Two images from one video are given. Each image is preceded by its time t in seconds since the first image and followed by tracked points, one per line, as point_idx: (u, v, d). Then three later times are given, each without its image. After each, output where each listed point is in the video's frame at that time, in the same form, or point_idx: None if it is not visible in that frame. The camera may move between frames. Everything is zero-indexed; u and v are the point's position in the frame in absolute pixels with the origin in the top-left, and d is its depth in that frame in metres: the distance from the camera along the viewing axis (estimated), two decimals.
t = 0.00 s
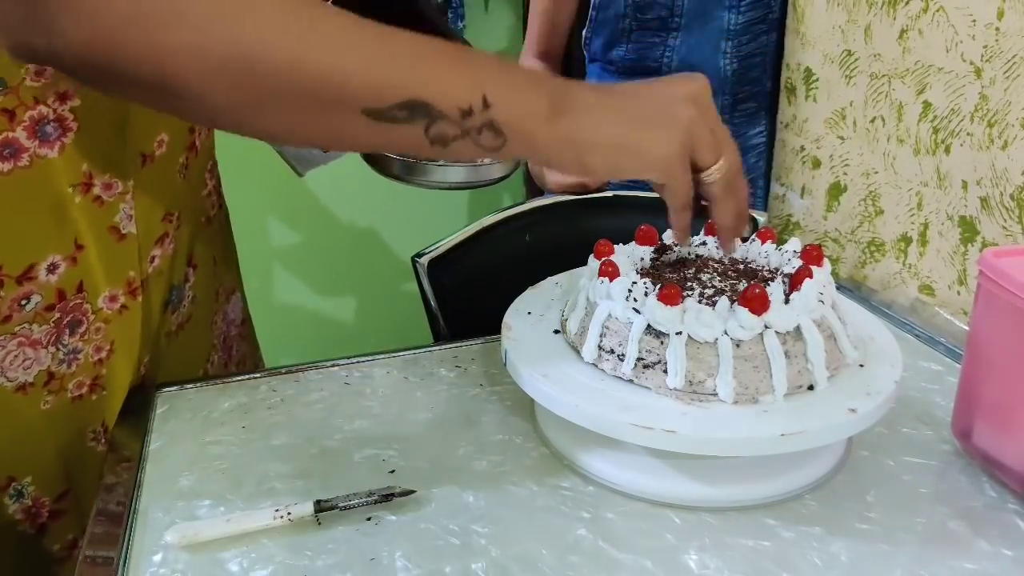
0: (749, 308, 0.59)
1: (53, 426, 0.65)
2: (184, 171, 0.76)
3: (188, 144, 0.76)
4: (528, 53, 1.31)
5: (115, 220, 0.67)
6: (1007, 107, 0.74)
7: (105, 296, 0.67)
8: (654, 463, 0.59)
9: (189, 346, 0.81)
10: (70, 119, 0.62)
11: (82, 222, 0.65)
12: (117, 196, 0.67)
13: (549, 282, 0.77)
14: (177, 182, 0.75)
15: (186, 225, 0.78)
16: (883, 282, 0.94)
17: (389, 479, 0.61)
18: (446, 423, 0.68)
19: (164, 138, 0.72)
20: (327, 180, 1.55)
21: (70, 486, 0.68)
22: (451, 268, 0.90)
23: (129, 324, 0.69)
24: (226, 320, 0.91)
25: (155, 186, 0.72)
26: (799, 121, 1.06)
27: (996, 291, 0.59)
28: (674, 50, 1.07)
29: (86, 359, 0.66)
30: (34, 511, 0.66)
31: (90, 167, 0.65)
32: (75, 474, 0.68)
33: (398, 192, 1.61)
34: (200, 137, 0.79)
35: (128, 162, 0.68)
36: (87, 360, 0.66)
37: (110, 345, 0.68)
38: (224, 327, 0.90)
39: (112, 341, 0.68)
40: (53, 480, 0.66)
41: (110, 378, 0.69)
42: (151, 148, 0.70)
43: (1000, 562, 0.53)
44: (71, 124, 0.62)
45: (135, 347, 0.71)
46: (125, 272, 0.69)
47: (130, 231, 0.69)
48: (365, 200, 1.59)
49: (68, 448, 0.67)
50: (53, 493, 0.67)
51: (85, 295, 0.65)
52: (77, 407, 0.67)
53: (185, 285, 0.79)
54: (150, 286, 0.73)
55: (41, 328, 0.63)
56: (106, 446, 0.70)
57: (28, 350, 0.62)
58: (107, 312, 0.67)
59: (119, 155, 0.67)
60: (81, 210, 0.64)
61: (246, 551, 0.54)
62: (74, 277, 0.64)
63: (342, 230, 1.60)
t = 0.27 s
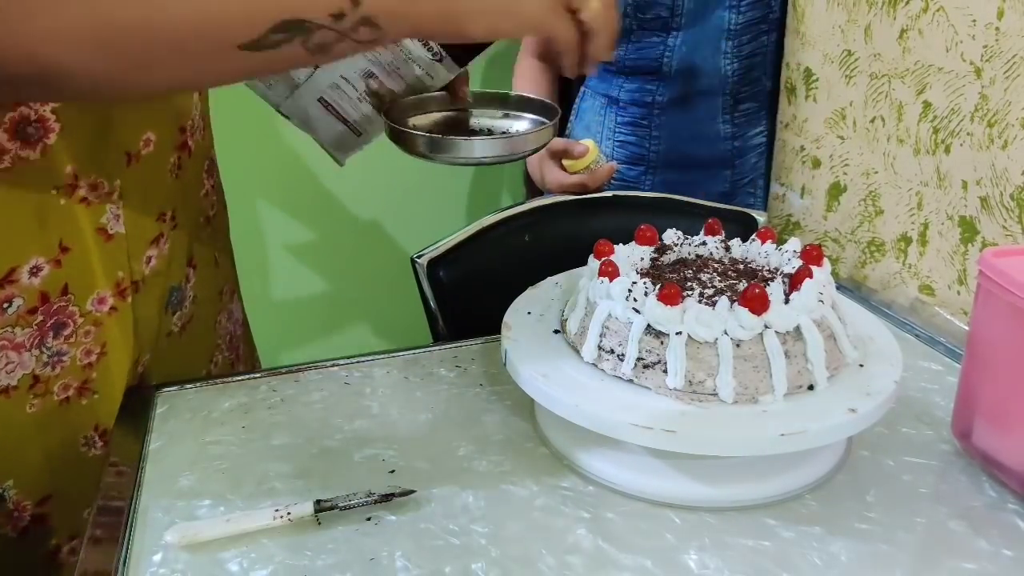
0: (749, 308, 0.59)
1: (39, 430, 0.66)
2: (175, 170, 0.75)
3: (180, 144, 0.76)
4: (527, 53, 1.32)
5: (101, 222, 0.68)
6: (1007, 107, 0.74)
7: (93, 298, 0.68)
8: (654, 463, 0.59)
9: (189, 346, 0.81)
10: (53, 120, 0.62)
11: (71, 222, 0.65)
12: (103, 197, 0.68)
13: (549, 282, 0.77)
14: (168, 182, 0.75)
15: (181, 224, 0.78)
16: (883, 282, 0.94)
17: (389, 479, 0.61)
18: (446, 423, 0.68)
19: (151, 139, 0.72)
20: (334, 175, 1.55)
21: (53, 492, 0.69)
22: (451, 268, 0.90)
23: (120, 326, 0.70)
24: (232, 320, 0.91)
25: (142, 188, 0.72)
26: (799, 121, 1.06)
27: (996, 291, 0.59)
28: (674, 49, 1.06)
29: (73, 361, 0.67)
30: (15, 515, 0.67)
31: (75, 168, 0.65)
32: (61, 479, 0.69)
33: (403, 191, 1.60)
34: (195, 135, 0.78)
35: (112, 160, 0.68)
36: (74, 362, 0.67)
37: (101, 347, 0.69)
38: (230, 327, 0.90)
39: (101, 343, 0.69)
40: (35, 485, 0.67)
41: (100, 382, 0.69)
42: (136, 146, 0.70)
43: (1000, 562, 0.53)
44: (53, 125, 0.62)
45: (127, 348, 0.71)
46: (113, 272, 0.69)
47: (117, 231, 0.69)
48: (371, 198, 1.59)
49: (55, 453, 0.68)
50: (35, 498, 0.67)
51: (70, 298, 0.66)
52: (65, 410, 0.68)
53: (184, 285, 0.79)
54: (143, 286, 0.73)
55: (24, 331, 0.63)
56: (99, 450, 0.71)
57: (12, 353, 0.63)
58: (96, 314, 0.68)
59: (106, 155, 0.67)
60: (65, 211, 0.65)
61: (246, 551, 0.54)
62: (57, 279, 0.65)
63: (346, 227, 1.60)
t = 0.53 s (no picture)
0: (749, 308, 0.59)
1: (26, 434, 0.67)
2: (164, 172, 0.75)
3: (173, 148, 0.76)
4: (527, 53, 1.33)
5: (93, 227, 0.67)
6: (1007, 106, 0.74)
7: (84, 301, 0.68)
8: (654, 463, 0.59)
9: (187, 347, 0.81)
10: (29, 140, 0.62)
11: (55, 227, 0.65)
12: (94, 202, 0.67)
13: (549, 282, 0.77)
14: (157, 183, 0.74)
15: (174, 226, 0.78)
16: (883, 282, 0.94)
17: (389, 479, 0.61)
18: (446, 423, 0.68)
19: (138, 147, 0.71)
20: (341, 166, 1.54)
21: (42, 493, 0.70)
22: (450, 267, 0.90)
23: (113, 332, 0.70)
24: (237, 322, 0.91)
25: (128, 193, 0.71)
26: (799, 121, 1.06)
27: (996, 291, 0.59)
28: (674, 49, 1.08)
29: (63, 365, 0.67)
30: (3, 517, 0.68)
31: (62, 170, 0.64)
32: (50, 480, 0.70)
33: (408, 188, 1.60)
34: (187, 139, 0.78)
35: (99, 161, 0.67)
36: (65, 366, 0.67)
37: (92, 350, 0.69)
38: (234, 327, 0.91)
39: (92, 346, 0.69)
40: (22, 487, 0.68)
41: (90, 385, 0.70)
42: (125, 150, 0.70)
43: (1000, 562, 0.53)
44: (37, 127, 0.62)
45: (122, 349, 0.71)
46: (105, 276, 0.69)
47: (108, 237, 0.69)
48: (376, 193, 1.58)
49: (46, 456, 0.69)
50: (24, 500, 0.69)
51: (60, 301, 0.66)
52: (55, 414, 0.68)
53: (179, 288, 0.79)
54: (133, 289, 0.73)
55: (9, 335, 0.63)
56: (90, 449, 0.72)
57: None
58: (87, 318, 0.68)
59: (95, 159, 0.66)
60: (53, 214, 0.65)
61: (246, 551, 0.54)
62: (45, 283, 0.65)
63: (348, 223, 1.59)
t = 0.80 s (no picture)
0: (749, 308, 0.59)
1: (27, 447, 0.66)
2: (175, 180, 0.75)
3: (183, 154, 0.75)
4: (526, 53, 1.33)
5: (98, 234, 0.66)
6: (1007, 106, 0.74)
7: (88, 309, 0.67)
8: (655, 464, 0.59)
9: (192, 348, 0.81)
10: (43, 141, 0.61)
11: (63, 233, 0.64)
12: (99, 208, 0.66)
13: (549, 282, 0.77)
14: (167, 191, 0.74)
15: (183, 230, 0.77)
16: (883, 282, 0.94)
17: (389, 479, 0.61)
18: (446, 423, 0.68)
19: (147, 153, 0.70)
20: (354, 163, 1.51)
21: (51, 507, 0.69)
22: (450, 268, 0.90)
23: (116, 340, 0.69)
24: (240, 324, 0.90)
25: (140, 199, 0.71)
26: (798, 121, 1.06)
27: (996, 291, 0.59)
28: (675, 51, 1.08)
29: (67, 374, 0.67)
30: (10, 530, 0.68)
31: (68, 177, 0.64)
32: (57, 494, 0.69)
33: (422, 186, 1.58)
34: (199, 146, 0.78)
35: (113, 167, 0.67)
36: (69, 375, 0.67)
37: (97, 359, 0.68)
38: (237, 330, 0.90)
39: (98, 354, 0.68)
40: (29, 502, 0.68)
41: (96, 395, 0.69)
42: (134, 156, 0.69)
43: (1001, 562, 0.53)
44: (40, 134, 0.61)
45: (127, 356, 0.70)
46: (110, 284, 0.68)
47: (114, 243, 0.68)
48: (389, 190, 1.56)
49: (51, 469, 0.69)
50: (32, 514, 0.68)
51: (64, 309, 0.65)
52: (59, 423, 0.67)
53: (185, 291, 0.79)
54: (143, 295, 0.72)
55: (16, 345, 0.63)
56: (97, 464, 0.70)
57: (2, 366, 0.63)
58: (91, 326, 0.67)
59: (103, 164, 0.66)
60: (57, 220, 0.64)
61: (246, 551, 0.54)
62: (50, 291, 0.64)
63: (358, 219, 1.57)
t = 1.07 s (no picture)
0: (749, 308, 0.59)
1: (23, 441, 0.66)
2: (176, 179, 0.74)
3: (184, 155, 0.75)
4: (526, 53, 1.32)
5: (96, 234, 0.67)
6: (1007, 106, 0.74)
7: (88, 310, 0.67)
8: (655, 464, 0.59)
9: (192, 348, 0.81)
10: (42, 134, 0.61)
11: (63, 234, 0.64)
12: (97, 209, 0.66)
13: (549, 282, 0.77)
14: (169, 191, 0.74)
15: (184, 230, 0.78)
16: (883, 282, 0.94)
17: (389, 479, 0.61)
18: (446, 423, 0.68)
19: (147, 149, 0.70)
20: (357, 152, 1.45)
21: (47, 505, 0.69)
22: (450, 268, 0.90)
23: (115, 341, 0.69)
24: (246, 325, 0.91)
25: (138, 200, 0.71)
26: (799, 121, 1.06)
27: (996, 291, 0.59)
28: (668, 53, 1.09)
29: (67, 374, 0.67)
30: (9, 528, 0.67)
31: (66, 178, 0.64)
32: (54, 494, 0.69)
33: (423, 171, 1.54)
34: (202, 143, 0.77)
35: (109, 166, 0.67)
36: (67, 375, 0.67)
37: (96, 361, 0.68)
38: (244, 332, 0.90)
39: (97, 356, 0.68)
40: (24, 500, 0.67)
41: (96, 396, 0.69)
42: (131, 156, 0.69)
43: (1001, 563, 0.53)
44: (39, 134, 0.61)
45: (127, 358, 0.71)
46: (109, 285, 0.68)
47: (113, 243, 0.68)
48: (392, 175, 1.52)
49: (52, 467, 0.68)
50: (31, 511, 0.68)
51: (61, 310, 0.65)
52: (58, 423, 0.67)
53: (185, 291, 0.79)
54: (140, 296, 0.73)
55: (10, 343, 0.63)
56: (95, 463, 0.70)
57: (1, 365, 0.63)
58: (91, 328, 0.67)
59: (101, 161, 0.66)
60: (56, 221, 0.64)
61: (246, 551, 0.54)
62: (47, 291, 0.64)
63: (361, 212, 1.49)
